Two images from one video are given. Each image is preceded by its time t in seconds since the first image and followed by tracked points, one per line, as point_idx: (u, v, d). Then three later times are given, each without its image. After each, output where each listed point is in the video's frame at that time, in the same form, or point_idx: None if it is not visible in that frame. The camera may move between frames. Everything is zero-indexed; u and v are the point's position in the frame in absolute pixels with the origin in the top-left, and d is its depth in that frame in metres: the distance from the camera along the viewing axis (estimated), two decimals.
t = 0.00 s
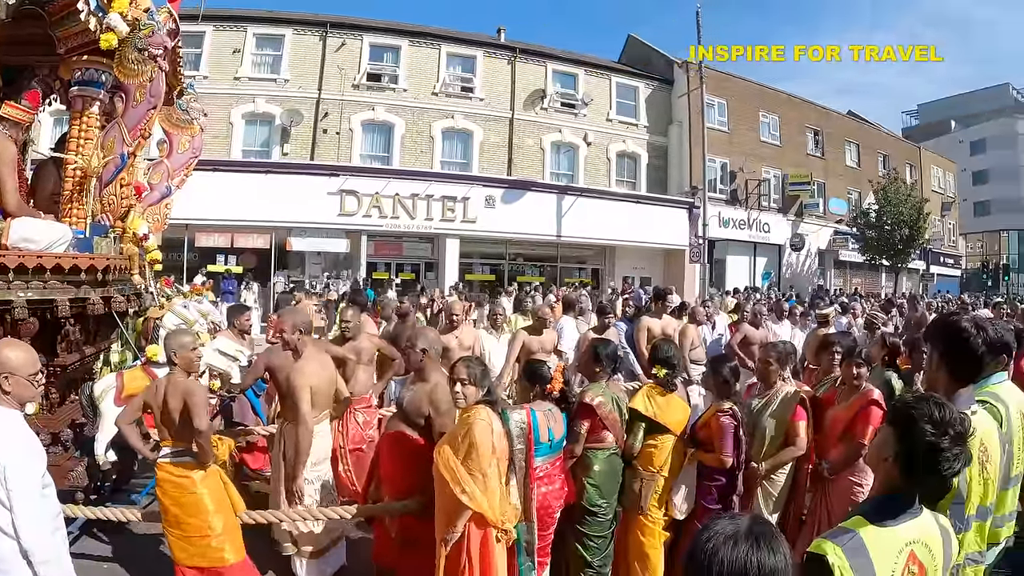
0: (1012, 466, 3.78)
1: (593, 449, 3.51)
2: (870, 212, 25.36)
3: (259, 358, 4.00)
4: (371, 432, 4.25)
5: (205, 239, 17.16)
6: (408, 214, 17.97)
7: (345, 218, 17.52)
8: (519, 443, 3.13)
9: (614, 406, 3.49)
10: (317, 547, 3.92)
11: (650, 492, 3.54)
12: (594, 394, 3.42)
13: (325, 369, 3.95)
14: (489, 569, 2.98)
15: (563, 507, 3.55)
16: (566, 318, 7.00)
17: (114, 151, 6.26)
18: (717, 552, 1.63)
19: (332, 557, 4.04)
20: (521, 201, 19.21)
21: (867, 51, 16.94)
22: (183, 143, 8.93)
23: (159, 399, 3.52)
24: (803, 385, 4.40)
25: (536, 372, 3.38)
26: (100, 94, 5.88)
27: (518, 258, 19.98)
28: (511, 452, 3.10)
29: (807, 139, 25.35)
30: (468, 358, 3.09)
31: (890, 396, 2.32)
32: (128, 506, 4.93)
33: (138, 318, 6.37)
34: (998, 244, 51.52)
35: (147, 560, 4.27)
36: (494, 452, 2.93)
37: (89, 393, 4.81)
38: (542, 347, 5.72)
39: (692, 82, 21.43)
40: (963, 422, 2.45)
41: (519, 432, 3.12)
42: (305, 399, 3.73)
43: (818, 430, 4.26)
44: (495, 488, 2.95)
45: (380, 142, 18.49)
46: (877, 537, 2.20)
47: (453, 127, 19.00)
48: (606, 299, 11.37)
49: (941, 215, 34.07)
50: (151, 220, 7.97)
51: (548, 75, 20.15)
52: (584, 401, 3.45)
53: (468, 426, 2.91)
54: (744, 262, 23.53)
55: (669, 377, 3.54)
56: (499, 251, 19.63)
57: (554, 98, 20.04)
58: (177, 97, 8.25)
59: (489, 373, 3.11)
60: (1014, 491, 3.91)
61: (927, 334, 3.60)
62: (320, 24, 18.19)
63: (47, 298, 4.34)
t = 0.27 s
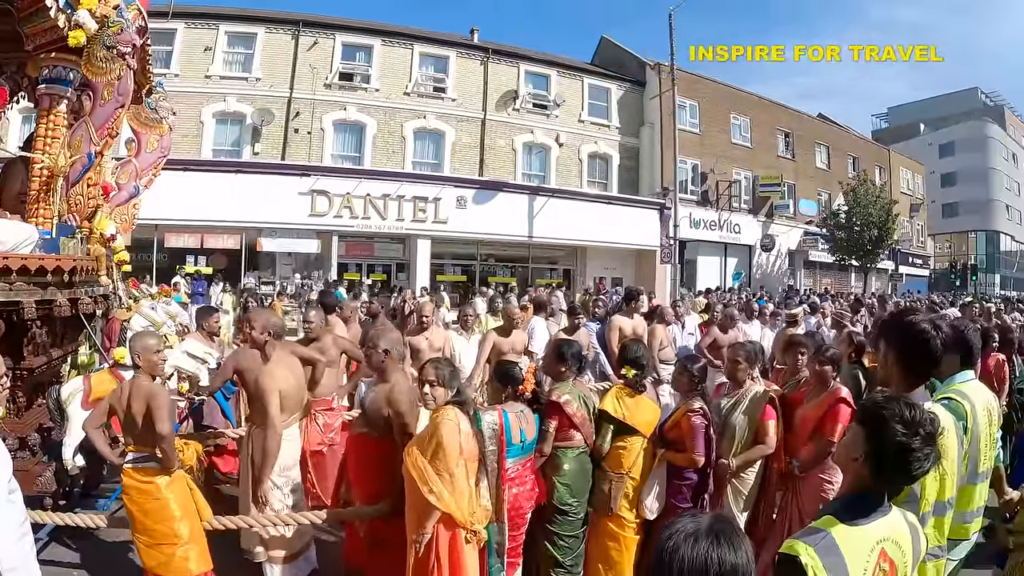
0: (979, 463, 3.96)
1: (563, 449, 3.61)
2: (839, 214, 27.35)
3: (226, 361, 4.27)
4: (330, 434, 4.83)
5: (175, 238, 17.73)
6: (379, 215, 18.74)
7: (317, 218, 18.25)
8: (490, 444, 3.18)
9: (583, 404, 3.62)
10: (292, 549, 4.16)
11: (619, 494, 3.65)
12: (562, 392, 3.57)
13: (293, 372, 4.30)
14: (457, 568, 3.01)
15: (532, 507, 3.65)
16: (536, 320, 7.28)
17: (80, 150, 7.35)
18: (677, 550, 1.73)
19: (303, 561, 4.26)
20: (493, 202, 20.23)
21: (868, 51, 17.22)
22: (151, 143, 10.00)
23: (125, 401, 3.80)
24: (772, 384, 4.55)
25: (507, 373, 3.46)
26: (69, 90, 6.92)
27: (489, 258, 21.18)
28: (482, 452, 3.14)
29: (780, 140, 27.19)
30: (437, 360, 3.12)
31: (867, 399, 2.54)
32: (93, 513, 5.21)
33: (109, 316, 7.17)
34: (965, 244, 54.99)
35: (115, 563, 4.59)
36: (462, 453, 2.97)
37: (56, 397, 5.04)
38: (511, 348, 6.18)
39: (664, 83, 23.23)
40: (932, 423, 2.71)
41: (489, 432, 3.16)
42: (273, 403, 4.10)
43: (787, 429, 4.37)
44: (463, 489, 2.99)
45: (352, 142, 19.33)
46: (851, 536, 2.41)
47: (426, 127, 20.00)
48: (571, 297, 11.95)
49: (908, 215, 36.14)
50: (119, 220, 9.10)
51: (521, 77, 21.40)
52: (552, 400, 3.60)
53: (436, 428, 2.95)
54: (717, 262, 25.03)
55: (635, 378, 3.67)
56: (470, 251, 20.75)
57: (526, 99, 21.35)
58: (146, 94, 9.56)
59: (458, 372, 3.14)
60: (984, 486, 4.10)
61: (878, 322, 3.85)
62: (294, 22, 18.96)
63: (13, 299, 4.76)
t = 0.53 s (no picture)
0: (950, 460, 4.14)
1: (532, 449, 3.92)
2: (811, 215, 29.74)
3: (195, 363, 4.79)
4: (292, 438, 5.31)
5: (145, 239, 18.40)
6: (352, 215, 19.63)
7: (288, 218, 19.04)
8: (461, 445, 3.43)
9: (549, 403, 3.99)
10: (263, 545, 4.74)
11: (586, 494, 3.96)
12: (531, 391, 3.93)
13: (260, 376, 4.81)
14: (425, 567, 3.24)
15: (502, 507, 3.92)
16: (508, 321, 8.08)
17: (46, 149, 8.00)
18: (643, 552, 1.85)
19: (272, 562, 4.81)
20: (464, 202, 21.33)
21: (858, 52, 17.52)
22: (120, 140, 10.86)
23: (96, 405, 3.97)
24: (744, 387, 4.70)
25: (477, 373, 3.89)
26: (33, 87, 7.62)
27: (461, 259, 22.24)
28: (451, 453, 3.41)
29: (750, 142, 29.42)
30: (405, 362, 3.39)
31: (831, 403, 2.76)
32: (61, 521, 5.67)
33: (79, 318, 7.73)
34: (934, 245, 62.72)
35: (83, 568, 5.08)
36: (430, 453, 3.23)
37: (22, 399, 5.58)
38: (482, 348, 6.93)
39: (637, 85, 25.09)
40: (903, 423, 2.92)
41: (459, 434, 3.42)
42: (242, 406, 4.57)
43: (758, 428, 4.50)
44: (430, 490, 3.23)
45: (325, 141, 20.29)
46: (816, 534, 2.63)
47: (400, 126, 21.14)
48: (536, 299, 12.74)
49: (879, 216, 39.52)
50: (87, 218, 9.97)
51: (496, 77, 22.79)
52: (522, 399, 3.95)
53: (404, 429, 3.21)
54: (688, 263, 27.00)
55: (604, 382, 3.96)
56: (444, 252, 21.80)
57: (500, 99, 22.76)
58: (115, 92, 10.47)
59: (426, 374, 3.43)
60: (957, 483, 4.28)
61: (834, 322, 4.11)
62: (268, 21, 19.84)
63: None
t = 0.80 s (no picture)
0: (915, 456, 4.23)
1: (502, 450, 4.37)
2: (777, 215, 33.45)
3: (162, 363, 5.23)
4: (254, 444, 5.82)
5: (115, 240, 20.58)
6: (322, 215, 22.13)
7: (260, 216, 21.40)
8: (429, 446, 3.81)
9: (517, 404, 4.37)
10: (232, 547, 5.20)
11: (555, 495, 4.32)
12: (500, 393, 4.30)
13: (226, 378, 5.27)
14: (391, 566, 3.58)
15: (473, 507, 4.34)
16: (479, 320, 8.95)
17: (14, 146, 8.34)
18: None
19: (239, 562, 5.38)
20: (436, 202, 24.32)
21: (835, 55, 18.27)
22: (85, 140, 11.71)
23: (72, 416, 4.22)
24: (718, 385, 4.83)
25: (445, 375, 4.15)
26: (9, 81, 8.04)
27: (432, 259, 25.21)
28: (420, 454, 3.78)
29: (719, 144, 33.72)
30: (372, 364, 3.67)
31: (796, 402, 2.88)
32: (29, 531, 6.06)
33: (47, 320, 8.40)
34: (901, 246, 64.90)
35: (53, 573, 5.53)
36: (395, 456, 3.54)
37: None
38: (452, 348, 7.57)
39: (608, 87, 28.59)
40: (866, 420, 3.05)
41: (426, 435, 3.79)
42: (209, 411, 5.04)
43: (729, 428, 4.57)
44: (395, 492, 3.56)
45: (296, 140, 22.95)
46: (783, 531, 2.73)
47: (371, 125, 23.90)
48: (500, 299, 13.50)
49: (847, 219, 44.52)
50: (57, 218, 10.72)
51: (468, 77, 25.92)
52: (491, 400, 4.31)
53: (372, 433, 3.50)
54: (660, 263, 30.65)
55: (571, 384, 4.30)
56: (414, 252, 24.66)
57: (470, 100, 25.84)
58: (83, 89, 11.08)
59: (391, 375, 3.72)
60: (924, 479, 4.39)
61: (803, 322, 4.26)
62: (239, 18, 22.36)
63: None
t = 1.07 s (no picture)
0: (878, 459, 4.33)
1: (468, 451, 4.48)
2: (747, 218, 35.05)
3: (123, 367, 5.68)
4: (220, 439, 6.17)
5: (79, 238, 20.96)
6: (290, 215, 22.86)
7: (228, 215, 22.07)
8: (394, 447, 3.88)
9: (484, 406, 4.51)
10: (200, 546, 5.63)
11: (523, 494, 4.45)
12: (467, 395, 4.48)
13: (187, 378, 5.69)
14: (356, 566, 3.67)
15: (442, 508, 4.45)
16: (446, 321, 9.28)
17: None
18: None
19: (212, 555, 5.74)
20: (405, 202, 25.11)
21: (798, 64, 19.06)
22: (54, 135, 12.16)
23: (44, 426, 4.34)
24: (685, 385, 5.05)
25: (408, 377, 4.21)
26: None
27: (400, 259, 25.85)
28: (384, 456, 3.84)
29: (690, 147, 35.04)
30: (336, 365, 3.77)
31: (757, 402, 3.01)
32: None
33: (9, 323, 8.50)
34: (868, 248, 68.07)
35: None
36: (358, 456, 3.63)
37: None
38: (419, 349, 8.05)
39: (579, 89, 29.56)
40: (827, 419, 3.18)
41: (392, 436, 3.87)
42: (169, 411, 5.48)
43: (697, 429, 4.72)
44: (359, 493, 3.66)
45: (264, 141, 23.75)
46: (748, 528, 2.85)
47: (339, 125, 24.82)
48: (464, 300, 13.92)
49: (815, 220, 46.13)
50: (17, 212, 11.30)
51: (437, 78, 27.02)
52: (457, 401, 4.46)
53: (334, 433, 3.60)
54: (628, 264, 31.57)
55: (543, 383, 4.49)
56: (384, 253, 25.35)
57: (441, 100, 26.90)
58: (48, 86, 11.61)
59: (356, 375, 3.82)
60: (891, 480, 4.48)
61: (780, 322, 4.47)
62: (209, 16, 23.12)
63: None
